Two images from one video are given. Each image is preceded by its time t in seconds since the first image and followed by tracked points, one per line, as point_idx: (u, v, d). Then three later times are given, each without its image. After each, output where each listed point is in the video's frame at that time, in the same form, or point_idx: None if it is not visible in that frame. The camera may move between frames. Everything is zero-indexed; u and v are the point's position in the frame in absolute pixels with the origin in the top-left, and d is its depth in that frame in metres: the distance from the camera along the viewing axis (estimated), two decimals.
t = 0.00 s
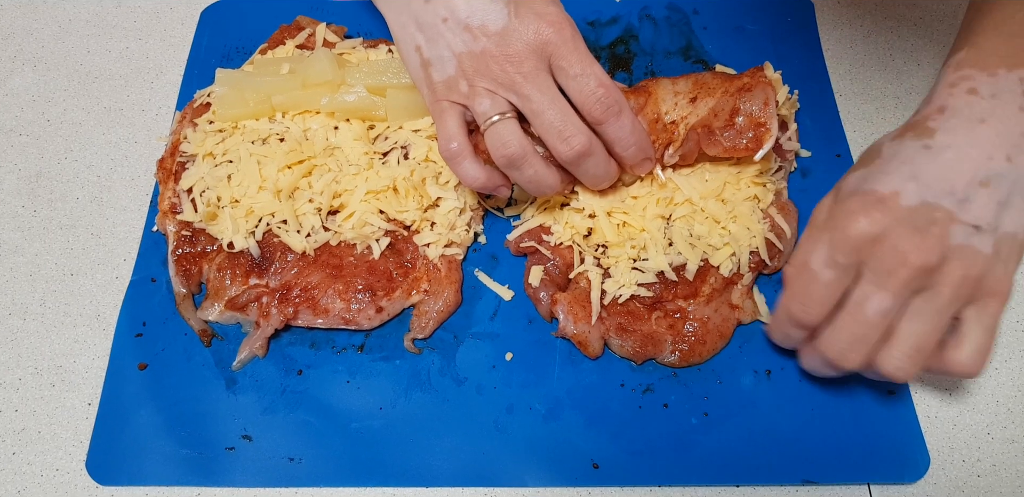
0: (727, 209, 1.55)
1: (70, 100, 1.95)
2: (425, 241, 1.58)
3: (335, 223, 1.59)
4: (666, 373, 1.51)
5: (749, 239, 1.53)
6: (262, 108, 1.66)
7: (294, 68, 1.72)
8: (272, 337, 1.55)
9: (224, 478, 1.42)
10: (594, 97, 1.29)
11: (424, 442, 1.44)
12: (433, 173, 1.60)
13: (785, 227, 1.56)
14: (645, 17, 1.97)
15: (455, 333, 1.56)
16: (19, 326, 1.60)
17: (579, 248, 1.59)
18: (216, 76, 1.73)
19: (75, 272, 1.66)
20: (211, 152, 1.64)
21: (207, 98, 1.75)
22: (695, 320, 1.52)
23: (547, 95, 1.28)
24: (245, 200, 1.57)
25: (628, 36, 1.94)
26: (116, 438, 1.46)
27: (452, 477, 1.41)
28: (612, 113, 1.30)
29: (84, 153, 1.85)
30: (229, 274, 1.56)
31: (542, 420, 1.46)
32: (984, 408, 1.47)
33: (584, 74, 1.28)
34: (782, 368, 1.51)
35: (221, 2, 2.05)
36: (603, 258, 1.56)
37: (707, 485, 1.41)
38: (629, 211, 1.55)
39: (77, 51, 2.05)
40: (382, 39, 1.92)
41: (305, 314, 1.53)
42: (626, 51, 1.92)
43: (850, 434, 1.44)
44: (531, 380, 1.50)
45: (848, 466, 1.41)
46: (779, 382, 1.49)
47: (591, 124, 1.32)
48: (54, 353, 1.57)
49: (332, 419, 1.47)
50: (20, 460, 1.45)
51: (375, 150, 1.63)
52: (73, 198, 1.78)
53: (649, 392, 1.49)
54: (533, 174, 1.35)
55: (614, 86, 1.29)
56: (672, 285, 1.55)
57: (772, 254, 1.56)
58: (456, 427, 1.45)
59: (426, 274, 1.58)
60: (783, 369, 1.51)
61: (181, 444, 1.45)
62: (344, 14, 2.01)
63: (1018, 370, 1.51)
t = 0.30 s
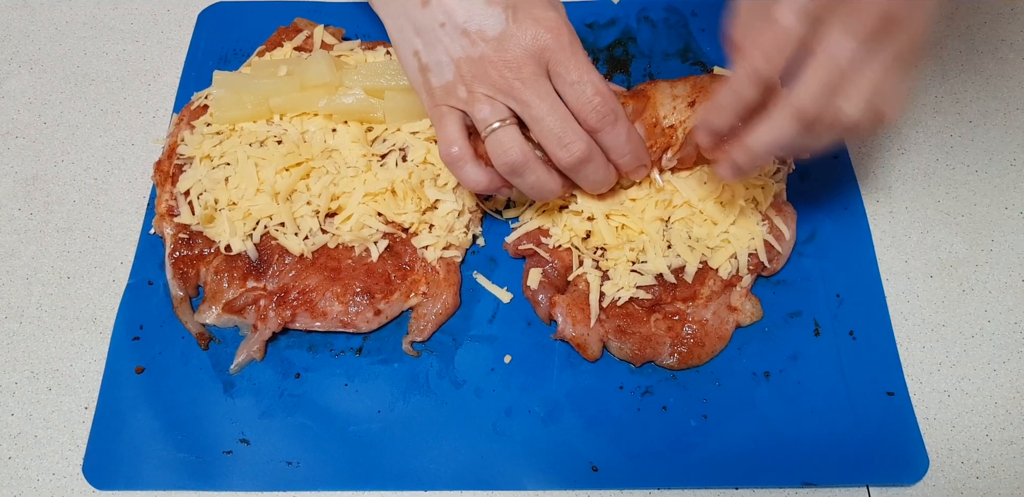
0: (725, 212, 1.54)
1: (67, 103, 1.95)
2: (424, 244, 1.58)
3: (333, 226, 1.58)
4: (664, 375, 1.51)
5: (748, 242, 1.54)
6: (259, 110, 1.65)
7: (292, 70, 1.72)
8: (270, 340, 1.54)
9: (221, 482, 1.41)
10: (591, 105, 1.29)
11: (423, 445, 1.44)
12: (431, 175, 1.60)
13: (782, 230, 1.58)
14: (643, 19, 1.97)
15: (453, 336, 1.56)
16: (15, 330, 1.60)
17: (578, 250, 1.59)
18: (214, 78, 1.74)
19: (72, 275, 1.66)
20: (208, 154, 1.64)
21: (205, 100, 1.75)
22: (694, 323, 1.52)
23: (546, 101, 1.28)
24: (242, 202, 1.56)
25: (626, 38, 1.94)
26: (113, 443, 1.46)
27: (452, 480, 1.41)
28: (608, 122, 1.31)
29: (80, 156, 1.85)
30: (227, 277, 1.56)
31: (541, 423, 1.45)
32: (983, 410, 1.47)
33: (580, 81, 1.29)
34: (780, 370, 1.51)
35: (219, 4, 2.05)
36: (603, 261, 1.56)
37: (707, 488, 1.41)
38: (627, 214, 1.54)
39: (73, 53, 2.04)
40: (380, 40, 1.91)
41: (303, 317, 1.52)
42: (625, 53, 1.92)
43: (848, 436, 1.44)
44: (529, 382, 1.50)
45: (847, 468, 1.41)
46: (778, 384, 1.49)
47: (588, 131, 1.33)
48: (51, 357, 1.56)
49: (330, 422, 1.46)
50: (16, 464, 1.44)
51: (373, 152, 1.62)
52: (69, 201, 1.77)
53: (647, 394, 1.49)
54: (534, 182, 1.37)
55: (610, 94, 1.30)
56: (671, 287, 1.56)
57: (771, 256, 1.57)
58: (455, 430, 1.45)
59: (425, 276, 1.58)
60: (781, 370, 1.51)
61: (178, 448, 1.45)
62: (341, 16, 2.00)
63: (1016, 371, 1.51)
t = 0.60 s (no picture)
0: (723, 212, 1.55)
1: (66, 104, 1.95)
2: (423, 244, 1.59)
3: (332, 226, 1.58)
4: (663, 375, 1.52)
5: (745, 243, 1.54)
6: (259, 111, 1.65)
7: (291, 71, 1.72)
8: (269, 340, 1.55)
9: (221, 482, 1.42)
10: (588, 121, 1.28)
11: (422, 446, 1.44)
12: (429, 176, 1.60)
13: (780, 230, 1.59)
14: (641, 20, 1.98)
15: (452, 336, 1.56)
16: (15, 330, 1.60)
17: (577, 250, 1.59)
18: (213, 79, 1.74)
19: (72, 276, 1.66)
20: (207, 155, 1.64)
21: (204, 100, 1.75)
22: (692, 323, 1.52)
23: (546, 116, 1.27)
24: (241, 203, 1.57)
25: (625, 39, 1.95)
26: (112, 443, 1.46)
27: (451, 480, 1.41)
28: (604, 140, 1.31)
29: (80, 157, 1.85)
30: (226, 277, 1.56)
31: (540, 423, 1.46)
32: (980, 410, 1.47)
33: (581, 96, 1.27)
34: (779, 370, 1.52)
35: (218, 6, 2.05)
36: (602, 262, 1.56)
37: (705, 487, 1.41)
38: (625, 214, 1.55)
39: (73, 54, 2.04)
40: (380, 42, 1.92)
41: (302, 317, 1.52)
42: (623, 54, 1.92)
43: (846, 436, 1.45)
44: (528, 383, 1.50)
45: (844, 468, 1.42)
46: (776, 384, 1.50)
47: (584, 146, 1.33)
48: (50, 357, 1.56)
49: (330, 422, 1.47)
50: (16, 464, 1.44)
51: (372, 153, 1.62)
52: (69, 202, 1.77)
53: (646, 394, 1.49)
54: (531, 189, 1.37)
55: (609, 113, 1.28)
56: (669, 287, 1.56)
57: (769, 256, 1.59)
58: (454, 430, 1.45)
59: (423, 277, 1.58)
60: (780, 370, 1.51)
61: (178, 448, 1.45)
62: (341, 17, 2.01)
63: (1014, 372, 1.51)
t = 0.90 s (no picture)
0: (722, 213, 1.55)
1: (69, 104, 1.96)
2: (423, 243, 1.59)
3: (333, 225, 1.59)
4: (663, 373, 1.52)
5: (744, 243, 1.55)
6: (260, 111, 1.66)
7: (292, 72, 1.73)
8: (271, 339, 1.56)
9: (223, 479, 1.42)
10: (583, 116, 1.27)
11: (423, 444, 1.45)
12: (430, 175, 1.61)
13: (780, 230, 1.59)
14: (641, 21, 1.98)
15: (453, 335, 1.57)
16: (18, 328, 1.61)
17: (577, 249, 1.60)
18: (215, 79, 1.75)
19: (74, 274, 1.67)
20: (209, 155, 1.65)
21: (206, 101, 1.76)
22: (691, 323, 1.53)
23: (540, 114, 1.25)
24: (243, 202, 1.58)
25: (624, 40, 1.96)
26: (114, 441, 1.47)
27: (452, 478, 1.42)
28: (600, 134, 1.29)
29: (82, 156, 1.86)
30: (228, 276, 1.57)
31: (540, 421, 1.46)
32: (980, 408, 1.48)
33: (574, 90, 1.26)
34: (778, 368, 1.52)
35: (219, 7, 2.06)
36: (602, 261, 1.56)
37: (705, 485, 1.42)
38: (625, 215, 1.55)
39: (76, 55, 2.05)
40: (380, 42, 1.93)
41: (303, 316, 1.53)
42: (623, 54, 1.93)
43: (845, 435, 1.45)
44: (528, 381, 1.51)
45: (844, 466, 1.42)
46: (775, 382, 1.50)
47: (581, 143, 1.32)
48: (53, 355, 1.57)
49: (331, 420, 1.47)
50: (19, 461, 1.45)
51: (373, 153, 1.63)
52: (72, 201, 1.78)
53: (646, 392, 1.50)
54: (544, 191, 1.42)
55: (604, 106, 1.27)
56: (668, 287, 1.57)
57: (769, 257, 1.59)
58: (454, 429, 1.46)
59: (424, 276, 1.59)
60: (779, 369, 1.52)
61: (180, 445, 1.46)
62: (342, 18, 2.02)
63: (1013, 370, 1.52)
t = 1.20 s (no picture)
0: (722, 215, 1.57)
1: (73, 102, 1.97)
2: (425, 242, 1.60)
3: (336, 224, 1.60)
4: (663, 372, 1.53)
5: (744, 245, 1.56)
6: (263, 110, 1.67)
7: (295, 71, 1.74)
8: (273, 336, 1.56)
9: (225, 475, 1.43)
10: (554, 94, 1.23)
11: (425, 441, 1.46)
12: (432, 174, 1.62)
13: (782, 232, 1.59)
14: (643, 22, 1.99)
15: (454, 333, 1.58)
16: (21, 325, 1.61)
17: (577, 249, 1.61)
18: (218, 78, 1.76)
19: (77, 271, 1.68)
20: (212, 153, 1.66)
21: (209, 100, 1.77)
22: (691, 323, 1.54)
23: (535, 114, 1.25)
24: (246, 200, 1.58)
25: (626, 40, 1.97)
26: (116, 437, 1.47)
27: (453, 475, 1.42)
28: (572, 115, 1.25)
29: (86, 154, 1.87)
30: (231, 274, 1.58)
31: (541, 419, 1.47)
32: (978, 408, 1.49)
33: (547, 69, 1.22)
34: (778, 368, 1.53)
35: (223, 6, 2.07)
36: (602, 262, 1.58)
37: (704, 483, 1.43)
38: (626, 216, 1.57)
39: (80, 53, 2.06)
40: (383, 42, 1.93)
41: (305, 313, 1.54)
42: (625, 55, 1.94)
43: (844, 435, 1.46)
44: (529, 379, 1.52)
45: (842, 464, 1.43)
46: (775, 381, 1.51)
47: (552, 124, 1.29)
48: (56, 351, 1.58)
49: (333, 417, 1.48)
50: (22, 457, 1.46)
51: (375, 152, 1.64)
52: (75, 199, 1.79)
53: (646, 391, 1.51)
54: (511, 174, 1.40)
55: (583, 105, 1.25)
56: (668, 288, 1.57)
57: (769, 258, 1.60)
58: (455, 426, 1.47)
59: (426, 274, 1.60)
60: (779, 368, 1.53)
61: (182, 442, 1.46)
62: (345, 18, 2.03)
63: (1011, 370, 1.53)
